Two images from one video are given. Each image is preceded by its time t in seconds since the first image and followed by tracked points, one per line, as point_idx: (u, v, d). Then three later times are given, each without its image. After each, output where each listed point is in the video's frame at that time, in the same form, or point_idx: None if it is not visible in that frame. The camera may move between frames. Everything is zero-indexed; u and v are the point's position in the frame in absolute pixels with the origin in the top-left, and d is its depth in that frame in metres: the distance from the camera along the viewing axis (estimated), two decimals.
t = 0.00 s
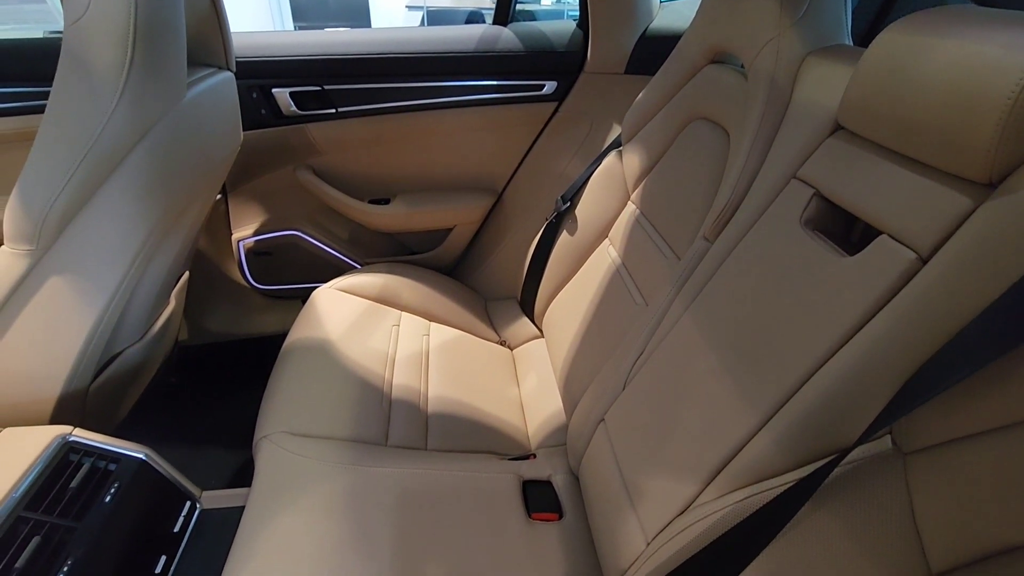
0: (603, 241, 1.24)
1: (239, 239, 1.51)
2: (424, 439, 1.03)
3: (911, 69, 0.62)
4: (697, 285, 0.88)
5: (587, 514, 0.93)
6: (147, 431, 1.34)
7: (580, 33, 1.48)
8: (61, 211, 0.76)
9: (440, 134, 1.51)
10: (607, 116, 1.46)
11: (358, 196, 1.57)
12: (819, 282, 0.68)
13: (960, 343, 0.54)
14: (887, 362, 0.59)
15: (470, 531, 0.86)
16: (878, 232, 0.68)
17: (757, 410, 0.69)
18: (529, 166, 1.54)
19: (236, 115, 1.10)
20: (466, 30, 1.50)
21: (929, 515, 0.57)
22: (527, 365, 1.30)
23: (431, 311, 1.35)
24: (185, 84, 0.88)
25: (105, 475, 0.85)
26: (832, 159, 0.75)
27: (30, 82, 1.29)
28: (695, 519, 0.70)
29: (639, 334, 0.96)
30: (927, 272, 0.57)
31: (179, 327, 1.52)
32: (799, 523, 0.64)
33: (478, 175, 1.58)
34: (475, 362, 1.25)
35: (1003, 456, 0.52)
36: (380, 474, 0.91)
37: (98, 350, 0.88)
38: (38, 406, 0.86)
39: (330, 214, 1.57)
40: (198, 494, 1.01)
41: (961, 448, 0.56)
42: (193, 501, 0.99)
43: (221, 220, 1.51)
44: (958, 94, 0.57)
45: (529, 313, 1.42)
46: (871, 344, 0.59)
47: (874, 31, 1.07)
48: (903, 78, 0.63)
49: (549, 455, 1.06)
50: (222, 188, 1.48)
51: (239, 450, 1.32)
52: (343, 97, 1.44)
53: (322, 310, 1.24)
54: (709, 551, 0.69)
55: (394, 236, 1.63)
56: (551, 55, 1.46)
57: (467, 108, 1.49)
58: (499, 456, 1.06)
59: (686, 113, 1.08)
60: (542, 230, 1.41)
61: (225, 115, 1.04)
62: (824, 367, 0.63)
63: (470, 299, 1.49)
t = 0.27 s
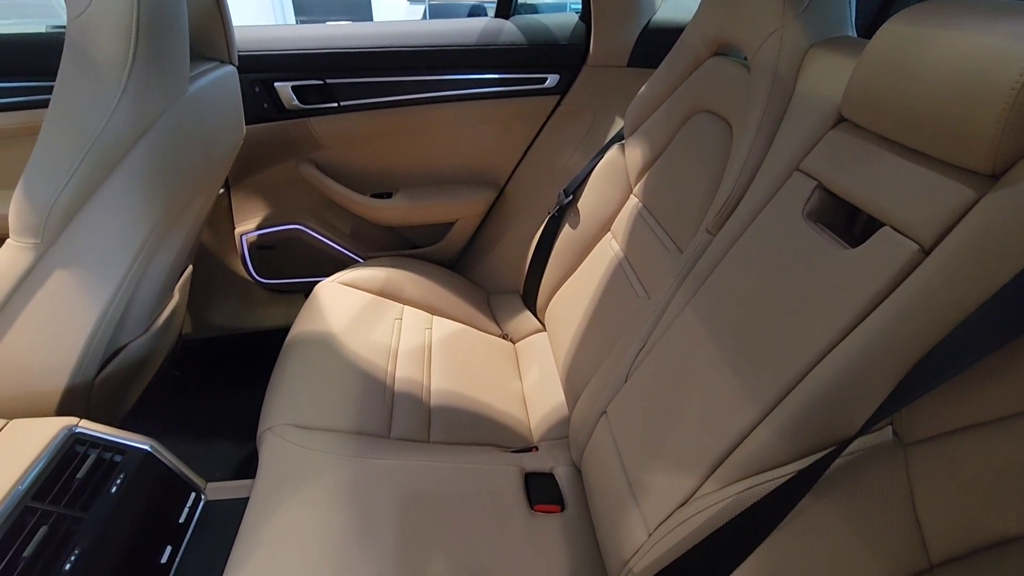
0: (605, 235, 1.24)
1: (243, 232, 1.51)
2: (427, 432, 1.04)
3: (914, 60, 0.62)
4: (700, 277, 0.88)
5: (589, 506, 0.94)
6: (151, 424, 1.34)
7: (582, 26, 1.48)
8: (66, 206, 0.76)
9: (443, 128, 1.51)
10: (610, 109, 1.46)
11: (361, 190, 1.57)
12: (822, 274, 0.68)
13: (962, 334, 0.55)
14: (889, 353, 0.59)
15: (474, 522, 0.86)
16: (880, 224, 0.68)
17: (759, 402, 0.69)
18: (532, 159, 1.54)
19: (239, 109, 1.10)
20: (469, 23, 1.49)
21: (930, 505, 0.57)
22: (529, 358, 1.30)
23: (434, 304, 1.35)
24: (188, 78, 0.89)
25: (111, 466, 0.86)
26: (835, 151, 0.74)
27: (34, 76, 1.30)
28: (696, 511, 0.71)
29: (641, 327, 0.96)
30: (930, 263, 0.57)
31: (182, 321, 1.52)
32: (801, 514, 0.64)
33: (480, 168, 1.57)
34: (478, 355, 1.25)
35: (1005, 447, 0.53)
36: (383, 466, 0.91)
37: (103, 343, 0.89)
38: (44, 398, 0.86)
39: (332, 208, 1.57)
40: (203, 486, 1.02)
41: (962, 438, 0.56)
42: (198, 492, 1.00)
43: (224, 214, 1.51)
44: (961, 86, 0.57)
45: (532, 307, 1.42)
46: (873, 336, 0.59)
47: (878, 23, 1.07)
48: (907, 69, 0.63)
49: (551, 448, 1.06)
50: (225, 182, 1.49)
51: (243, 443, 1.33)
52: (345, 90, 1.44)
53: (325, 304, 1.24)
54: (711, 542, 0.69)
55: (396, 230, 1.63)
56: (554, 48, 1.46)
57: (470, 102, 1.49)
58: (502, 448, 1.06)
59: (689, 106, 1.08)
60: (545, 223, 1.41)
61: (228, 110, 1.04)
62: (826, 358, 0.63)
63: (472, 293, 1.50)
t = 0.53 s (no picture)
0: (607, 228, 1.24)
1: (246, 227, 1.53)
2: (429, 424, 1.04)
3: (915, 52, 0.62)
4: (701, 270, 0.88)
5: (590, 497, 0.94)
6: (156, 416, 1.35)
7: (585, 19, 1.48)
8: (70, 201, 0.77)
9: (445, 122, 1.51)
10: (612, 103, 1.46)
11: (364, 184, 1.58)
12: (822, 266, 0.68)
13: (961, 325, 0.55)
14: (888, 345, 0.59)
15: (476, 513, 0.87)
16: (881, 217, 0.68)
17: (758, 394, 0.69)
18: (534, 153, 1.54)
19: (242, 103, 1.10)
20: (471, 17, 1.49)
21: (928, 495, 0.57)
22: (531, 352, 1.30)
23: (436, 298, 1.35)
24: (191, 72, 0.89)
25: (117, 457, 0.86)
26: (836, 143, 0.75)
27: (38, 70, 1.30)
28: (695, 501, 0.71)
29: (643, 320, 0.96)
30: (930, 255, 0.57)
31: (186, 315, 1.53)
32: (799, 504, 0.64)
33: (483, 162, 1.58)
34: (480, 349, 1.26)
35: (1002, 436, 0.53)
36: (386, 457, 0.92)
37: (108, 336, 0.89)
38: (50, 390, 0.87)
39: (335, 202, 1.58)
40: (208, 476, 1.03)
41: (961, 428, 0.56)
42: (203, 483, 1.01)
43: (227, 208, 1.52)
44: (962, 77, 0.57)
45: (534, 301, 1.43)
46: (872, 328, 0.60)
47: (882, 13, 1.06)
48: (909, 61, 0.63)
49: (552, 441, 1.06)
50: (228, 176, 1.49)
51: (246, 436, 1.34)
52: (348, 84, 1.44)
53: (328, 297, 1.25)
54: (711, 531, 0.70)
55: (399, 225, 1.63)
56: (556, 42, 1.45)
57: (472, 96, 1.49)
58: (503, 441, 1.07)
59: (692, 99, 1.08)
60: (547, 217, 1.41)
61: (231, 104, 1.04)
62: (825, 350, 0.63)
63: (474, 287, 1.50)
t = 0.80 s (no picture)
0: (609, 223, 1.24)
1: (250, 221, 1.53)
2: (431, 417, 1.05)
3: (915, 45, 0.63)
4: (701, 264, 0.88)
5: (591, 489, 0.95)
6: (161, 409, 1.37)
7: (587, 13, 1.48)
8: (75, 196, 0.78)
9: (448, 116, 1.51)
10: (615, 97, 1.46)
11: (366, 178, 1.58)
12: (822, 259, 0.69)
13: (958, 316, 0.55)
14: (886, 337, 0.59)
15: (478, 505, 0.88)
16: (881, 210, 0.68)
17: (758, 386, 0.70)
18: (537, 148, 1.54)
19: (245, 98, 1.10)
20: (474, 11, 1.49)
21: (925, 485, 0.58)
22: (533, 346, 1.31)
23: (439, 292, 1.36)
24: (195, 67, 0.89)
25: (122, 447, 0.87)
26: (836, 137, 0.75)
27: (43, 65, 1.31)
28: (695, 492, 0.72)
29: (644, 314, 0.97)
30: (929, 247, 0.58)
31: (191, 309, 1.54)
32: (798, 495, 0.65)
33: (485, 157, 1.58)
34: (482, 343, 1.26)
35: (998, 427, 0.53)
36: (388, 449, 0.93)
37: (114, 329, 0.90)
38: (57, 381, 0.88)
39: (338, 196, 1.58)
40: (213, 468, 1.04)
41: (958, 419, 0.56)
42: (207, 474, 1.02)
43: (231, 203, 1.52)
44: (962, 71, 0.57)
45: (536, 295, 1.43)
46: (871, 320, 0.60)
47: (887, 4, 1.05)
48: (909, 54, 0.63)
49: (554, 434, 1.07)
50: (232, 171, 1.50)
51: (250, 428, 1.35)
52: (350, 79, 1.45)
53: (331, 291, 1.25)
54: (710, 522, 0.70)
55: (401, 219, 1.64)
56: (559, 37, 1.46)
57: (474, 90, 1.49)
58: (505, 434, 1.07)
59: (694, 93, 1.08)
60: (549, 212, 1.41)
61: (234, 98, 1.04)
62: (824, 342, 0.64)
63: (477, 281, 1.50)
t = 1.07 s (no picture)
0: (611, 219, 1.24)
1: (254, 217, 1.53)
2: (434, 411, 1.06)
3: (918, 39, 0.62)
4: (703, 259, 0.88)
5: (592, 483, 0.95)
6: (165, 403, 1.37)
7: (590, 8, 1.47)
8: (80, 189, 0.78)
9: (451, 112, 1.52)
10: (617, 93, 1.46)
11: (369, 174, 1.58)
12: (823, 253, 0.69)
13: (958, 309, 0.55)
14: (887, 331, 0.60)
15: (480, 498, 0.88)
16: (883, 204, 0.68)
17: (759, 380, 0.70)
18: (540, 144, 1.55)
19: (249, 93, 1.11)
20: (477, 6, 1.49)
21: (924, 477, 0.58)
22: (536, 341, 1.31)
23: (441, 287, 1.36)
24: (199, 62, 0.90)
25: (128, 439, 0.88)
26: (839, 131, 0.75)
27: (47, 61, 1.31)
28: (695, 485, 0.72)
29: (646, 309, 0.97)
30: (930, 241, 0.58)
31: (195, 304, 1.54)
32: (797, 487, 0.65)
33: (488, 153, 1.58)
34: (484, 338, 1.27)
35: (998, 419, 0.53)
36: (391, 442, 0.93)
37: (119, 322, 0.91)
38: (63, 374, 0.89)
39: (341, 192, 1.59)
40: (217, 460, 1.04)
41: (957, 411, 0.57)
42: (212, 467, 1.03)
43: (235, 198, 1.53)
44: (965, 65, 0.57)
45: (538, 290, 1.43)
46: (872, 313, 0.60)
47: None
48: (912, 49, 0.63)
49: (556, 428, 1.08)
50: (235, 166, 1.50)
51: (255, 423, 1.35)
52: (353, 74, 1.45)
53: (335, 286, 1.26)
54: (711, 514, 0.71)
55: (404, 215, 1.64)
56: (562, 32, 1.45)
57: (477, 86, 1.49)
58: (507, 428, 1.08)
59: (697, 88, 1.08)
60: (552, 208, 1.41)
61: (238, 94, 1.05)
62: (825, 336, 0.64)
63: (479, 277, 1.51)
